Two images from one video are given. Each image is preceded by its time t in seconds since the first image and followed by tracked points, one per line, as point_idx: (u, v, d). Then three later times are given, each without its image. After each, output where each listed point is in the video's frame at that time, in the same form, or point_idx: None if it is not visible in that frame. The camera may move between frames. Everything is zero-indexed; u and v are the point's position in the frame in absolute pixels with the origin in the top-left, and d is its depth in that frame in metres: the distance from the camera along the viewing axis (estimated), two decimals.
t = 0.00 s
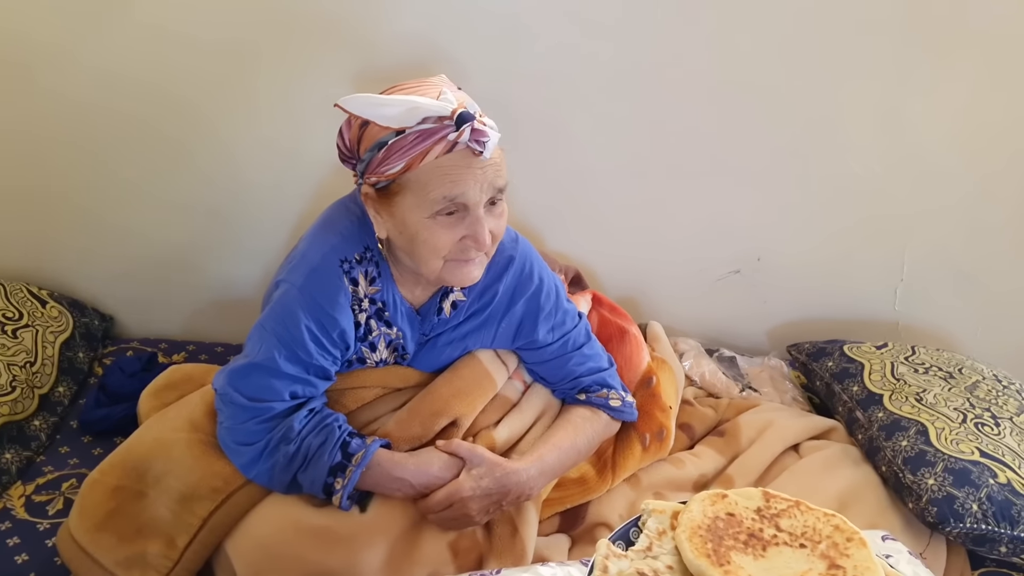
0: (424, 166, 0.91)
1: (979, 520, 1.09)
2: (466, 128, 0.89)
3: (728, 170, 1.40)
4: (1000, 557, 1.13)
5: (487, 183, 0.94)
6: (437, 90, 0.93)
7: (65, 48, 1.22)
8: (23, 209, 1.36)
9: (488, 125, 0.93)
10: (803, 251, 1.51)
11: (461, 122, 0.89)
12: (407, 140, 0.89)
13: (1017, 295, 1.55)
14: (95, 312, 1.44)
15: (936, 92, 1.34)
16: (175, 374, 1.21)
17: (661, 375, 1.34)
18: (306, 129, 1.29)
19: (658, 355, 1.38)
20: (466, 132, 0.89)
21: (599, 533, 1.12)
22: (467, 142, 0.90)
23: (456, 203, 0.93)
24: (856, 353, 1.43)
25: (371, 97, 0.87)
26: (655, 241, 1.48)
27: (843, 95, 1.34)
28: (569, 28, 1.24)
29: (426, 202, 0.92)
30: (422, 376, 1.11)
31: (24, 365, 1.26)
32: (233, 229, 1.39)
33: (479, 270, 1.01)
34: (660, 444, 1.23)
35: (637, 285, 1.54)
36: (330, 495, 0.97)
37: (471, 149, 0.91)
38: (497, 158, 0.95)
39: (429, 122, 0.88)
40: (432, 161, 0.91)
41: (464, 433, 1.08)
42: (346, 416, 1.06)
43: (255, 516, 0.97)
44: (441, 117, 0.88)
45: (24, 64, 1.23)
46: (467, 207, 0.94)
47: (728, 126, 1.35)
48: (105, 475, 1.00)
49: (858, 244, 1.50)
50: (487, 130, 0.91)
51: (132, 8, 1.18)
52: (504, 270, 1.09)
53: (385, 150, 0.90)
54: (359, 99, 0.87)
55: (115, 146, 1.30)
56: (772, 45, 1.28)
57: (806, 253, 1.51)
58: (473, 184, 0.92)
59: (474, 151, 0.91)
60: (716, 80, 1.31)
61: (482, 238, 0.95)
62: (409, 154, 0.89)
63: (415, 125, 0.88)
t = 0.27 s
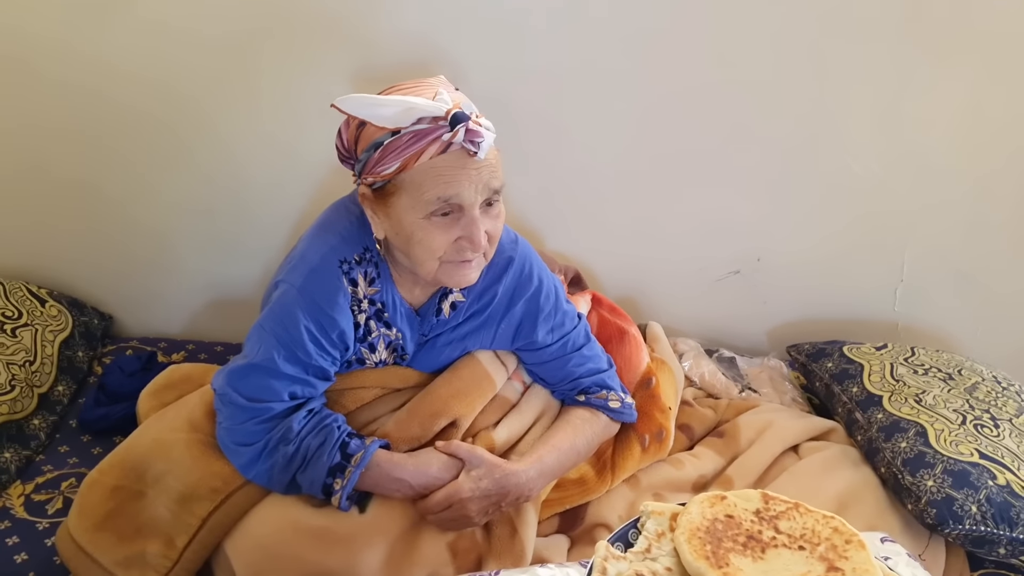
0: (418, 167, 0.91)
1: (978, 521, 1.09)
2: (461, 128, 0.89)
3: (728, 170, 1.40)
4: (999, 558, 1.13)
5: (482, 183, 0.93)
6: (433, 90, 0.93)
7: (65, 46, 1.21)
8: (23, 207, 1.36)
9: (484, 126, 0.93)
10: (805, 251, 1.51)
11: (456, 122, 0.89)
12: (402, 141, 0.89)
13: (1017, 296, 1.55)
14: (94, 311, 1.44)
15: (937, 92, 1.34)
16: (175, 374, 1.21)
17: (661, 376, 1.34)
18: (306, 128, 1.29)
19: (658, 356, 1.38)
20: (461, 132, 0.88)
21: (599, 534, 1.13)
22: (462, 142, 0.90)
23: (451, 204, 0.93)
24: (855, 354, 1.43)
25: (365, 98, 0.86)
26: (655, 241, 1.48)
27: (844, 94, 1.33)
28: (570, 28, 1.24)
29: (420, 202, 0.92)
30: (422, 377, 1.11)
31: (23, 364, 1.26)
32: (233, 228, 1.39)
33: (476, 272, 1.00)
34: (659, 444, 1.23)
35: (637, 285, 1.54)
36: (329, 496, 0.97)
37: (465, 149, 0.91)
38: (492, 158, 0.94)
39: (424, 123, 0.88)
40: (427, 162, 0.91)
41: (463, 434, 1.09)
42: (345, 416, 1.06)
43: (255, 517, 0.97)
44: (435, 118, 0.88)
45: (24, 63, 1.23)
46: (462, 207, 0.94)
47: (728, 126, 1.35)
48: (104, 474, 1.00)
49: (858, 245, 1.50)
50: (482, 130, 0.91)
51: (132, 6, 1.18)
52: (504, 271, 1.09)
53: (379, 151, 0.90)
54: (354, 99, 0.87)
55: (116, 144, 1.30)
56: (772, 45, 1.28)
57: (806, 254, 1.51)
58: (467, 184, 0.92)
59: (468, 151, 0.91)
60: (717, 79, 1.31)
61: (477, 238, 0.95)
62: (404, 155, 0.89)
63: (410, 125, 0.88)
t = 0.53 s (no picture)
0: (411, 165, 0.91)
1: (978, 524, 1.10)
2: (451, 126, 0.89)
3: (729, 173, 1.41)
4: (999, 561, 1.13)
5: (473, 185, 0.93)
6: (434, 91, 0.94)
7: (70, 46, 1.22)
8: (27, 207, 1.37)
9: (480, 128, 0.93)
10: (806, 254, 1.51)
11: (447, 121, 0.89)
12: (395, 139, 0.90)
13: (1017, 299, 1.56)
14: (98, 311, 1.45)
15: (937, 96, 1.34)
16: (178, 374, 1.22)
17: (662, 377, 1.35)
18: (310, 129, 1.30)
19: (659, 358, 1.39)
20: (451, 130, 0.89)
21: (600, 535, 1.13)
22: (453, 141, 0.90)
23: (441, 204, 0.93)
24: (856, 356, 1.44)
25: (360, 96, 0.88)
26: (656, 243, 1.49)
27: (845, 96, 1.34)
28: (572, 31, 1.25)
29: (411, 201, 0.93)
30: (424, 378, 1.11)
31: (27, 364, 1.26)
32: (236, 229, 1.39)
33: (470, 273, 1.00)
34: (660, 446, 1.24)
35: (638, 287, 1.55)
36: (333, 497, 0.97)
37: (456, 148, 0.91)
38: (485, 160, 0.93)
39: (418, 121, 0.90)
40: (419, 160, 0.91)
41: (466, 435, 1.09)
42: (348, 417, 1.07)
43: (258, 517, 0.97)
44: (428, 116, 0.90)
45: (29, 63, 1.23)
46: (452, 207, 0.93)
47: (729, 129, 1.36)
48: (109, 475, 1.00)
49: (859, 247, 1.51)
50: (474, 130, 0.91)
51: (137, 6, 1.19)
52: (506, 274, 1.09)
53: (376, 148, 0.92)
54: (350, 96, 0.89)
55: (120, 144, 1.30)
56: (773, 49, 1.29)
57: (806, 256, 1.52)
58: (458, 184, 0.91)
59: (460, 150, 0.91)
60: (719, 82, 1.31)
61: (467, 239, 0.94)
62: (398, 152, 0.90)
63: (404, 123, 0.90)
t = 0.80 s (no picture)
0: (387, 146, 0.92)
1: (975, 523, 1.10)
2: (423, 112, 0.89)
3: (729, 172, 1.41)
4: (995, 559, 1.14)
5: (437, 177, 0.90)
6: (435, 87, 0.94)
7: (71, 43, 1.22)
8: (27, 204, 1.37)
9: (464, 122, 0.91)
10: (805, 253, 1.52)
11: (422, 106, 0.89)
12: (380, 122, 0.93)
13: (1015, 299, 1.56)
14: (97, 308, 1.45)
15: (936, 97, 1.35)
16: (178, 371, 1.22)
17: (661, 376, 1.35)
18: (310, 127, 1.30)
19: (658, 356, 1.39)
20: (422, 116, 0.88)
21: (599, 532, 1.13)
22: (422, 127, 0.89)
23: (404, 189, 0.91)
24: (854, 355, 1.44)
25: (360, 75, 0.92)
26: (655, 242, 1.49)
27: (845, 96, 1.34)
28: (572, 31, 1.25)
29: (378, 181, 0.93)
30: (424, 376, 1.12)
31: (26, 361, 1.26)
32: (236, 226, 1.39)
33: (436, 268, 0.97)
34: (658, 444, 1.25)
35: (637, 286, 1.55)
36: (332, 494, 0.98)
37: (423, 134, 0.89)
38: (456, 154, 0.91)
39: (405, 105, 0.91)
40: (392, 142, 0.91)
41: (465, 433, 1.09)
42: (348, 415, 1.07)
43: (258, 514, 0.98)
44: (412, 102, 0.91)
45: (29, 60, 1.23)
46: (416, 196, 0.92)
47: (729, 129, 1.36)
48: (108, 471, 1.01)
49: (857, 247, 1.51)
50: (444, 121, 0.89)
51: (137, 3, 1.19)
52: (505, 273, 1.09)
53: (369, 128, 0.96)
54: (354, 76, 0.93)
55: (120, 141, 1.30)
56: (773, 49, 1.29)
57: (805, 256, 1.52)
58: (421, 173, 0.90)
59: (426, 137, 0.89)
60: (718, 81, 1.31)
61: (422, 230, 0.92)
62: (378, 131, 0.93)
63: (393, 105, 0.92)
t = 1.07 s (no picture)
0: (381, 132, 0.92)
1: (971, 520, 1.11)
2: (413, 102, 0.88)
3: (727, 172, 1.41)
4: (991, 556, 1.15)
5: (419, 168, 0.89)
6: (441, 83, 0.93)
7: (70, 40, 1.21)
8: (25, 202, 1.36)
9: (456, 119, 0.89)
10: (802, 252, 1.52)
11: (414, 97, 0.88)
12: (380, 109, 0.93)
13: (1011, 298, 1.57)
14: (96, 306, 1.45)
15: (935, 96, 1.35)
16: (176, 369, 1.22)
17: (658, 374, 1.35)
18: (309, 125, 1.30)
19: (655, 354, 1.39)
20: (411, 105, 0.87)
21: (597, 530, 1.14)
22: (411, 117, 0.88)
23: (387, 177, 0.91)
24: (851, 353, 1.45)
25: (373, 64, 0.92)
26: (653, 240, 1.49)
27: (843, 96, 1.34)
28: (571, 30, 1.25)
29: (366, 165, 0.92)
30: (422, 373, 1.12)
31: (25, 359, 1.26)
32: (234, 224, 1.39)
33: (416, 261, 0.96)
34: (656, 442, 1.25)
35: (635, 285, 1.55)
36: (331, 490, 0.97)
37: (411, 124, 0.88)
38: (441, 149, 0.89)
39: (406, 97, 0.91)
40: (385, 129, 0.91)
41: (463, 430, 1.10)
42: (346, 412, 1.07)
43: (257, 511, 0.98)
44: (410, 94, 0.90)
45: (27, 58, 1.23)
46: (397, 185, 0.91)
47: (727, 128, 1.36)
48: (107, 468, 1.01)
49: (854, 246, 1.52)
50: (432, 114, 0.87)
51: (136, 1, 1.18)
52: (503, 271, 1.09)
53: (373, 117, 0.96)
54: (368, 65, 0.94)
55: (119, 139, 1.30)
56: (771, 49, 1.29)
57: (803, 255, 1.52)
58: (402, 162, 0.89)
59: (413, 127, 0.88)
60: (717, 80, 1.32)
61: (398, 219, 0.90)
62: (377, 118, 0.93)
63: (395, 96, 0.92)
